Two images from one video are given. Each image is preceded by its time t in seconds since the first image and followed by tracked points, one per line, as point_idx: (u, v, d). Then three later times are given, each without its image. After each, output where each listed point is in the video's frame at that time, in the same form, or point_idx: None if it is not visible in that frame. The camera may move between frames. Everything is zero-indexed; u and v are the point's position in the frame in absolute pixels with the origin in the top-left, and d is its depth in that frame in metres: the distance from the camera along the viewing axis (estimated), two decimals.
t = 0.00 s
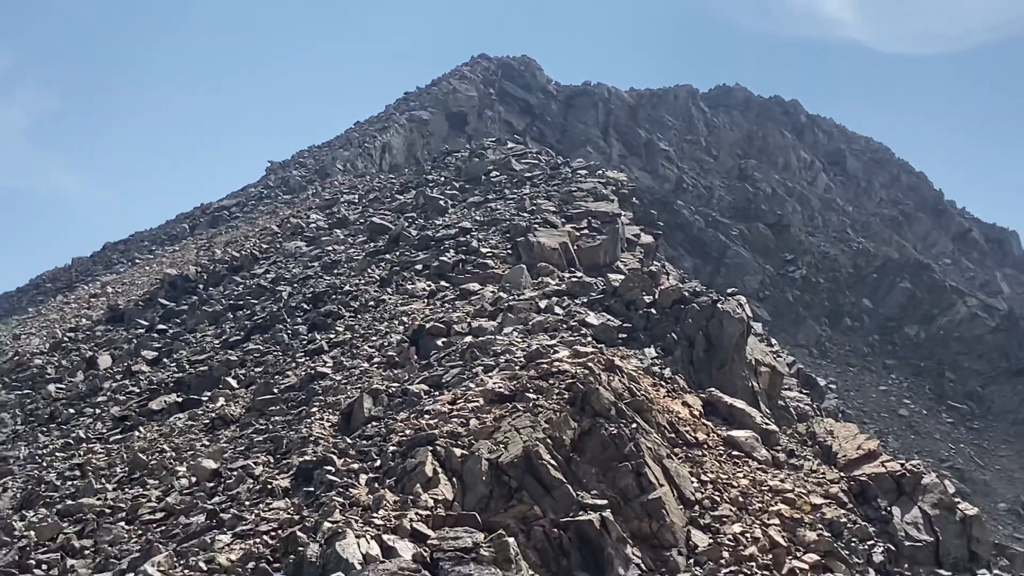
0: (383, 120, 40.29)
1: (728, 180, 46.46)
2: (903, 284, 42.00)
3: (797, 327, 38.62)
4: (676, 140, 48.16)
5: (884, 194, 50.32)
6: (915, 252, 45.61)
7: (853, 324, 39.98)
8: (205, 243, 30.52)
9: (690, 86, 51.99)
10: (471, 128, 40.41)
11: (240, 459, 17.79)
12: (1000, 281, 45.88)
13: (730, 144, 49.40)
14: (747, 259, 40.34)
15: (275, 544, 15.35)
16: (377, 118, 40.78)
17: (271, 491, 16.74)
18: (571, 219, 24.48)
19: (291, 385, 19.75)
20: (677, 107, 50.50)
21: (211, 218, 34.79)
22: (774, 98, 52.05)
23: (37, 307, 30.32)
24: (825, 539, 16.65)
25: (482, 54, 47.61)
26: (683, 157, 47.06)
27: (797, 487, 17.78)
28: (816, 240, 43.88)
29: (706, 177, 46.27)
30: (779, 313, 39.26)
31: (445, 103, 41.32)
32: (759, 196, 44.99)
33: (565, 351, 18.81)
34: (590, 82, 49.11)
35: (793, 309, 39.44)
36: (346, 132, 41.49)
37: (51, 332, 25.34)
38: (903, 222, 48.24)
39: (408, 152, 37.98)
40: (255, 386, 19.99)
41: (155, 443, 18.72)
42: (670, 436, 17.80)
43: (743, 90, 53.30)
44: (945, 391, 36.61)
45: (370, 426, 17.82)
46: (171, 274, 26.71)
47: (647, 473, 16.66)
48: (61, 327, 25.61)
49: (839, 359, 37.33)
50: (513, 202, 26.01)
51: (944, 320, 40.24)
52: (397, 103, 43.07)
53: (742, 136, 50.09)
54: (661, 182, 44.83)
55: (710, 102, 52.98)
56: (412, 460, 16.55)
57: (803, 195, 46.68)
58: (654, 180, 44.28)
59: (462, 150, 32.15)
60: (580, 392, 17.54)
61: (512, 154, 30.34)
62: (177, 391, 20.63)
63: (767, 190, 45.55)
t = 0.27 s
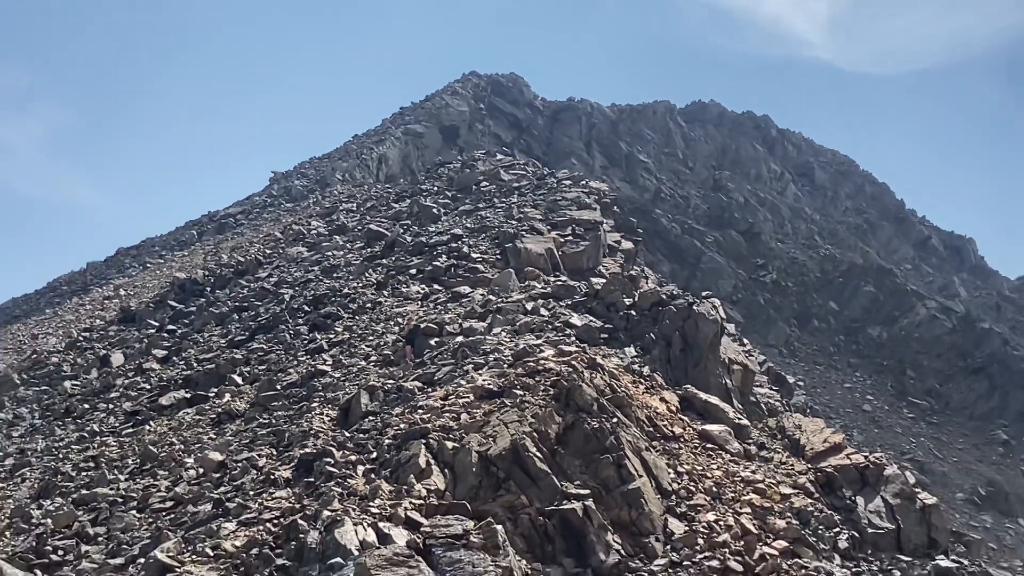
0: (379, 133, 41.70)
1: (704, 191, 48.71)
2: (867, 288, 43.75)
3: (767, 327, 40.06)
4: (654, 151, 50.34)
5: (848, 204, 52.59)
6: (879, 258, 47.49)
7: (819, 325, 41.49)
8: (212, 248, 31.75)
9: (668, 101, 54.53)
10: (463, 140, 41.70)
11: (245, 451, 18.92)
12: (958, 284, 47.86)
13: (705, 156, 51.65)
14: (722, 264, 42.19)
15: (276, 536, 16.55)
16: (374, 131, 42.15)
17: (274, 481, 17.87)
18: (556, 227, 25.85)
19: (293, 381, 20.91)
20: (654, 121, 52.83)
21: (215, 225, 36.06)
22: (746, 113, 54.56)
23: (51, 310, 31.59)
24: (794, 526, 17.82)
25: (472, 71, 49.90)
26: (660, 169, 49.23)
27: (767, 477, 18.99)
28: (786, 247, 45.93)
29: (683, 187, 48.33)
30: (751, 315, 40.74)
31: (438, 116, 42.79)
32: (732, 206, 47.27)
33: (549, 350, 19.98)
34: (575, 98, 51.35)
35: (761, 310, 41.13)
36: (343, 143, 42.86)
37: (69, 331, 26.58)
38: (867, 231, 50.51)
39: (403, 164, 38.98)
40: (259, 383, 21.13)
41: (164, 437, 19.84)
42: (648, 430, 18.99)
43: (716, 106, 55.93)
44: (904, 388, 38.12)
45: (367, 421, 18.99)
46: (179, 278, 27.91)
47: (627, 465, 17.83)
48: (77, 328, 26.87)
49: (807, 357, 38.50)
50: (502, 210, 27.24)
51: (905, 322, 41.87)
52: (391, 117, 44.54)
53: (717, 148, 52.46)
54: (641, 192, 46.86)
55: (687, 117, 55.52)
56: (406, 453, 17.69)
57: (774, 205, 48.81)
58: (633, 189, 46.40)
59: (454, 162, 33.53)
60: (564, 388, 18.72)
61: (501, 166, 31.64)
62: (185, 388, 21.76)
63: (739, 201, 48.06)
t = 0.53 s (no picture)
0: (374, 144, 43.00)
1: (682, 200, 52.78)
2: (836, 292, 47.74)
3: (743, 329, 43.64)
4: (636, 163, 54.48)
5: (818, 213, 57.06)
6: (847, 265, 51.05)
7: (790, 327, 44.70)
8: (216, 252, 32.95)
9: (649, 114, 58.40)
10: (453, 152, 43.02)
11: (248, 446, 19.92)
12: (922, 288, 52.11)
13: (683, 167, 55.97)
14: (699, 270, 46.27)
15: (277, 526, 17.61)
16: (368, 143, 43.40)
17: (274, 474, 18.86)
18: (541, 233, 26.98)
19: (292, 380, 21.91)
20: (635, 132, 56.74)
21: (217, 232, 37.26)
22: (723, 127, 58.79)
23: (62, 313, 32.78)
24: (766, 518, 18.90)
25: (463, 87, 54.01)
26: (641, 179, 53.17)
27: (742, 471, 20.08)
28: (760, 253, 49.85)
29: (663, 197, 52.21)
30: (728, 316, 44.03)
31: (431, 127, 44.26)
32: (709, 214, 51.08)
33: (536, 350, 21.04)
34: (561, 112, 55.38)
35: (735, 314, 44.37)
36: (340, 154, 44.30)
37: (79, 331, 27.66)
38: (833, 238, 54.99)
39: (398, 173, 40.11)
40: (260, 381, 22.12)
41: (170, 432, 20.81)
42: (630, 426, 20.04)
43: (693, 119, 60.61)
44: (871, 385, 41.30)
45: (362, 417, 20.02)
46: (185, 281, 29.02)
47: (609, 459, 18.87)
48: (89, 330, 28.00)
49: (779, 357, 41.78)
50: (491, 218, 28.37)
51: (873, 324, 45.59)
52: (386, 129, 45.99)
53: (695, 160, 56.70)
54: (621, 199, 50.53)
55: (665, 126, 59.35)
56: (399, 448, 18.70)
57: (749, 215, 52.91)
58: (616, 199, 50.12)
59: (445, 172, 34.78)
60: (550, 386, 19.78)
61: (490, 175, 32.94)
62: (190, 386, 22.75)
63: (716, 208, 52.04)
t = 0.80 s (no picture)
0: (371, 156, 44.54)
1: (663, 210, 59.40)
2: (806, 297, 54.55)
3: (721, 331, 49.58)
4: (620, 176, 60.80)
5: (790, 223, 64.32)
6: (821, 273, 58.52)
7: (766, 330, 51.16)
8: (224, 258, 34.35)
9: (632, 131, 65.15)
10: (446, 164, 44.59)
11: (253, 440, 21.10)
12: (887, 292, 59.99)
13: (664, 180, 62.62)
14: (678, 276, 52.01)
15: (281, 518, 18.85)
16: (364, 156, 44.83)
17: (277, 468, 20.02)
18: (530, 241, 28.34)
19: (294, 379, 23.06)
20: (619, 147, 63.23)
21: (220, 240, 38.67)
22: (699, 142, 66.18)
23: (73, 318, 34.13)
24: (741, 509, 20.24)
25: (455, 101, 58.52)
26: (623, 189, 59.68)
27: (719, 465, 21.40)
28: (735, 260, 56.36)
29: (644, 208, 58.85)
30: (706, 319, 49.59)
31: (426, 140, 45.92)
32: (688, 223, 57.90)
33: (525, 351, 22.26)
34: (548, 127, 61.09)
35: (716, 317, 50.07)
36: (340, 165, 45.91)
37: (92, 334, 28.93)
38: (807, 246, 62.42)
39: (394, 185, 41.41)
40: (263, 381, 23.29)
41: (179, 429, 21.95)
42: (613, 422, 21.29)
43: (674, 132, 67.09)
44: (841, 385, 48.03)
45: (360, 414, 21.19)
46: (191, 286, 30.29)
47: (593, 453, 20.07)
48: (101, 333, 29.29)
49: (753, 356, 47.77)
50: (482, 227, 29.70)
51: (840, 326, 52.66)
52: (382, 142, 47.64)
53: (674, 172, 63.47)
54: (602, 207, 56.58)
55: (648, 142, 66.70)
56: (395, 443, 19.86)
57: (728, 227, 60.00)
58: (600, 208, 55.92)
59: (438, 184, 36.28)
60: (538, 385, 21.01)
61: (481, 186, 34.44)
62: (197, 384, 23.91)
63: (694, 218, 59.03)
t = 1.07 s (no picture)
0: (374, 171, 46.96)
1: (642, 220, 63.37)
2: (774, 300, 58.27)
3: (693, 332, 52.85)
4: (601, 189, 65.14)
5: (760, 232, 68.27)
6: (789, 280, 62.19)
7: (735, 332, 54.56)
8: (238, 264, 36.47)
9: (612, 148, 70.01)
10: (444, 178, 46.80)
11: (265, 433, 22.95)
12: (849, 297, 63.50)
13: (643, 193, 67.10)
14: (656, 281, 55.21)
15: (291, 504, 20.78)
16: (367, 171, 47.34)
17: (287, 459, 21.85)
18: (521, 250, 30.65)
19: (303, 376, 24.90)
20: (600, 162, 68.05)
21: (232, 249, 40.88)
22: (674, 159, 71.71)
23: (97, 321, 36.22)
24: (713, 496, 22.21)
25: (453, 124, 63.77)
26: (605, 202, 63.89)
27: (694, 455, 23.50)
28: (709, 266, 60.19)
29: (625, 218, 62.68)
30: (680, 322, 52.97)
31: (422, 155, 48.58)
32: (665, 233, 61.71)
33: (514, 350, 24.23)
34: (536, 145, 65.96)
35: (691, 321, 53.49)
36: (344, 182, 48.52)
37: (117, 334, 30.92)
38: (776, 254, 66.27)
39: (396, 198, 43.34)
40: (274, 378, 25.14)
41: (197, 422, 23.82)
42: (596, 416, 23.30)
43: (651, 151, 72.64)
44: (805, 382, 51.24)
45: (364, 409, 23.06)
46: (208, 290, 32.33)
47: (578, 445, 22.02)
48: (124, 333, 31.26)
49: (725, 356, 51.21)
50: (477, 236, 31.83)
51: (806, 328, 56.29)
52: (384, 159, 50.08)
53: (652, 186, 68.36)
54: (585, 216, 60.41)
55: (626, 159, 71.84)
56: (396, 435, 21.72)
57: (701, 235, 63.73)
58: (584, 219, 59.81)
59: (436, 197, 38.61)
60: (527, 382, 23.01)
61: (476, 200, 36.80)
62: (213, 381, 25.76)
63: (670, 227, 62.96)
